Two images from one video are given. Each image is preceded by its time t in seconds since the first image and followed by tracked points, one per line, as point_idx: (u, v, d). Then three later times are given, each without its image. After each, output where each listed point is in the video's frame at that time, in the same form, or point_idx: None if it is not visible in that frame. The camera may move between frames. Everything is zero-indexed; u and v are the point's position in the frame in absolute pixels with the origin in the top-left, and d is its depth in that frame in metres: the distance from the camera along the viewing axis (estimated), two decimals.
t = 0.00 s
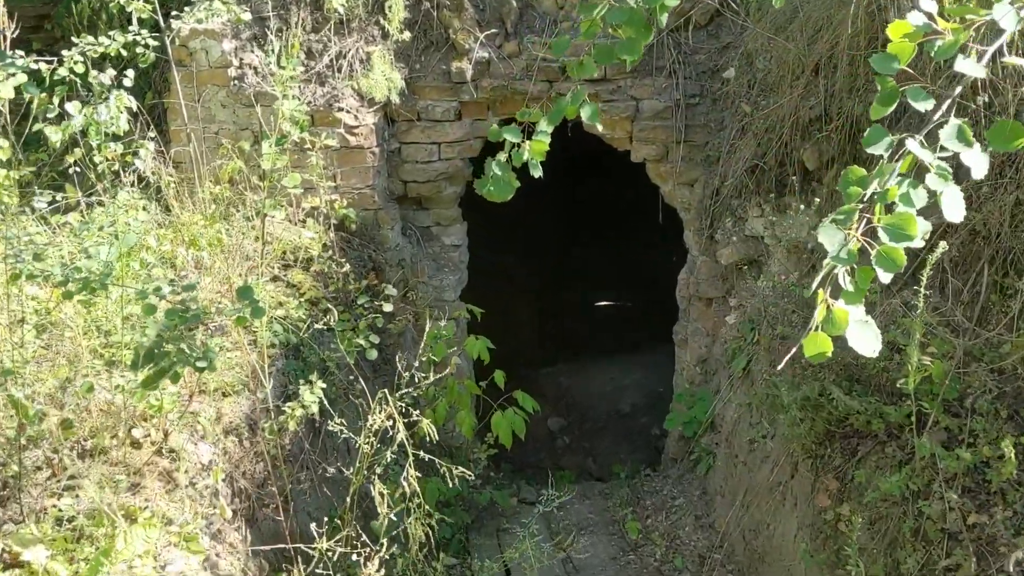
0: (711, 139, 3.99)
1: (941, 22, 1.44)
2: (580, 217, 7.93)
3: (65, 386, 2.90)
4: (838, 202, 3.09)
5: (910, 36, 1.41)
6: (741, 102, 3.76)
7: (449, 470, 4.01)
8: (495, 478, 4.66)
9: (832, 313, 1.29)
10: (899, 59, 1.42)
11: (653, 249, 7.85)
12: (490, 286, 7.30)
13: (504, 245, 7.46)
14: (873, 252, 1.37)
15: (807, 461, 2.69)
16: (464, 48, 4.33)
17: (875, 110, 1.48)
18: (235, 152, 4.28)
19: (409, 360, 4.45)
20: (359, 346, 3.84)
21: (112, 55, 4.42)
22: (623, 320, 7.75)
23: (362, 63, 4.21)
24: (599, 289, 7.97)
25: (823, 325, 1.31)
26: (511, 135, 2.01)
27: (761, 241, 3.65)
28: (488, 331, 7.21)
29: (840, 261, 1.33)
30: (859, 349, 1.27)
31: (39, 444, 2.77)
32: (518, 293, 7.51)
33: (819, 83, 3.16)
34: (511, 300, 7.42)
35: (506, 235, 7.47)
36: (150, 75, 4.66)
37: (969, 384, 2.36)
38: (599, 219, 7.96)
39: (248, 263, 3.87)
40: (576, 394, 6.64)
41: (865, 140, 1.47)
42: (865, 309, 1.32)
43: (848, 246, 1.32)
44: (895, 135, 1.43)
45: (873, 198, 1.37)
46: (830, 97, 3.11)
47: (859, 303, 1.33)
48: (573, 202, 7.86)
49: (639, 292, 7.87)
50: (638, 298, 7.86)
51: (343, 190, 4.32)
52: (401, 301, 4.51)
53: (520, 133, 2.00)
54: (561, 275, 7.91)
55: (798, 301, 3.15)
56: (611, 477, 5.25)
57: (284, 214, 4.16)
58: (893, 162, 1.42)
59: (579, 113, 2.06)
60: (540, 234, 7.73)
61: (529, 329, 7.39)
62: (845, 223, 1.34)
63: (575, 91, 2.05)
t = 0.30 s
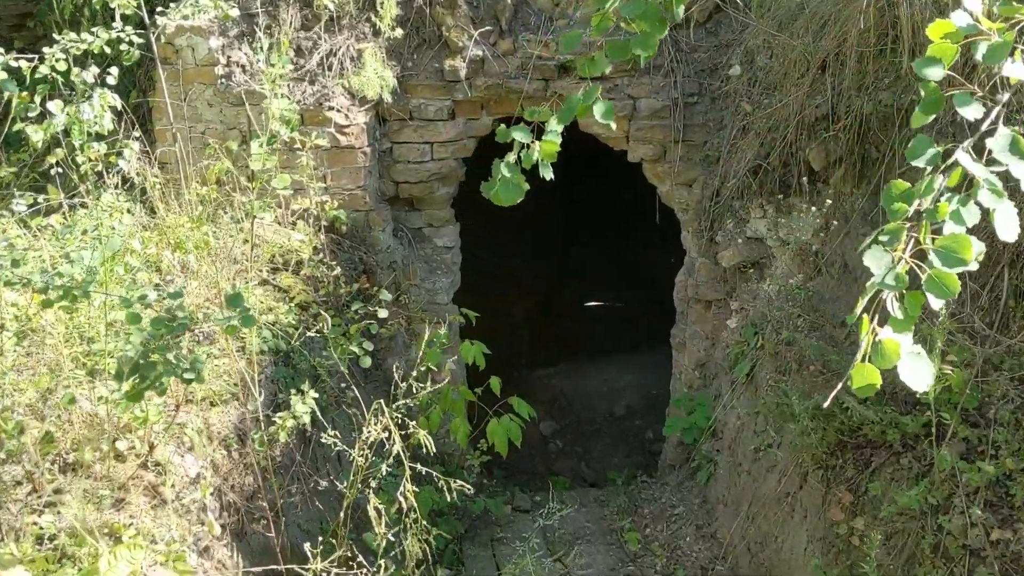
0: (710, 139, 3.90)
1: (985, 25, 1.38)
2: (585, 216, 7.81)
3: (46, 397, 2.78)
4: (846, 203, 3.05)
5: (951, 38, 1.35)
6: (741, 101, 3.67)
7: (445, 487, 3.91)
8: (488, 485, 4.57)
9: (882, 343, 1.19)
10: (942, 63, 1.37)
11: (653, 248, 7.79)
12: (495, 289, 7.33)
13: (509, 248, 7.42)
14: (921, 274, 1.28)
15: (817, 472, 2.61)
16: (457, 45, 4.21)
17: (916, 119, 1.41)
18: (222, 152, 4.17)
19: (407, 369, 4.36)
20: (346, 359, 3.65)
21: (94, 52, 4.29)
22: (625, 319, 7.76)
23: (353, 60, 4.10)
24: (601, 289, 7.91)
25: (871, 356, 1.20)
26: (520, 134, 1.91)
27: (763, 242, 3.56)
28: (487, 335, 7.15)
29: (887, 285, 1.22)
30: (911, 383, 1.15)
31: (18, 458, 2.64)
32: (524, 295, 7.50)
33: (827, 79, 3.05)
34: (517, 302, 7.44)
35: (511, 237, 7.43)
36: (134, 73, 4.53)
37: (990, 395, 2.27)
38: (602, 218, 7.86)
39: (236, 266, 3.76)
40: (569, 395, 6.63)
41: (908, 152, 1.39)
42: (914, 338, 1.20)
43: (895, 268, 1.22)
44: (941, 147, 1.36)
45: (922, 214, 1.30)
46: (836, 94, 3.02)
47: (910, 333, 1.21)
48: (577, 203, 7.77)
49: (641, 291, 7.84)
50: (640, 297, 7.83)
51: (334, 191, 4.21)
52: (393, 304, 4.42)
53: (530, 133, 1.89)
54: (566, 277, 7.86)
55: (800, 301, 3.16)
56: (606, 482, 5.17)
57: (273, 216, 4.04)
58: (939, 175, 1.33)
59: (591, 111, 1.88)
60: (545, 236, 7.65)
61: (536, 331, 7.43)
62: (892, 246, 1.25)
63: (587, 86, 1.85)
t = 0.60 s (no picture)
0: (707, 139, 3.79)
1: None
2: (587, 216, 7.68)
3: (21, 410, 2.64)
4: (853, 202, 3.00)
5: (1005, 28, 1.26)
6: (740, 99, 3.59)
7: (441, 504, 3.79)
8: (478, 493, 4.46)
9: (944, 368, 1.14)
10: (1000, 55, 1.26)
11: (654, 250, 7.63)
12: (497, 289, 7.45)
13: (511, 248, 7.50)
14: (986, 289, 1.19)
15: (828, 484, 2.55)
16: (447, 43, 4.09)
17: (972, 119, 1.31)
18: (205, 153, 4.04)
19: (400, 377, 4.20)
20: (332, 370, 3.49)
21: (72, 50, 4.15)
22: (622, 318, 7.84)
23: (340, 59, 3.98)
24: (602, 288, 7.91)
25: (933, 382, 1.15)
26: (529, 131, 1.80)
27: (764, 245, 3.48)
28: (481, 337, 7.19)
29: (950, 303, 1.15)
30: (977, 411, 1.11)
31: None
32: (524, 293, 7.65)
33: (834, 76, 2.99)
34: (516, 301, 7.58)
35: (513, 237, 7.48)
36: (113, 73, 4.39)
37: (1016, 405, 2.19)
38: (606, 218, 7.68)
39: (220, 271, 3.63)
40: (556, 398, 6.48)
41: (965, 154, 1.29)
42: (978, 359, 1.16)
43: (959, 283, 1.14)
44: (1001, 148, 1.26)
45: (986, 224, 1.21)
46: (844, 92, 2.96)
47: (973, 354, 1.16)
48: (581, 202, 7.60)
49: (639, 291, 7.82)
50: (637, 297, 7.83)
51: (321, 193, 4.09)
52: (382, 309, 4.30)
53: (540, 131, 1.78)
54: (567, 274, 7.87)
55: (802, 304, 3.11)
56: (599, 489, 5.08)
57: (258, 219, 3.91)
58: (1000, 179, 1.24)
59: (606, 106, 1.76)
60: (548, 236, 7.66)
61: (534, 329, 7.59)
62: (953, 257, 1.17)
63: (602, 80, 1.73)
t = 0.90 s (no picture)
0: (701, 137, 3.70)
1: None
2: (587, 215, 7.56)
3: None
4: (854, 203, 2.93)
5: None
6: (736, 97, 3.53)
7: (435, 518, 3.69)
8: (466, 500, 4.36)
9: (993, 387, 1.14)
10: None
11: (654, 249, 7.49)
12: (498, 289, 7.53)
13: (511, 248, 7.52)
14: None
15: (832, 493, 2.48)
16: (434, 39, 3.97)
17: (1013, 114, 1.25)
18: (185, 153, 3.92)
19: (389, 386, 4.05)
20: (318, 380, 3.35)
21: (46, 46, 4.00)
22: (623, 317, 7.76)
23: (325, 56, 3.87)
24: (601, 288, 7.81)
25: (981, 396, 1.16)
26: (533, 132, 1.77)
27: (760, 246, 3.41)
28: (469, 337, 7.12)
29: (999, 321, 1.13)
30: None
31: None
32: (526, 292, 7.70)
33: (834, 73, 2.95)
34: (518, 301, 7.62)
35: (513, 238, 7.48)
36: (89, 70, 4.25)
37: None
38: (604, 217, 7.55)
39: (201, 275, 3.52)
40: (545, 400, 6.40)
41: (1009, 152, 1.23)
42: None
43: (1009, 295, 1.12)
44: None
45: None
46: (846, 89, 2.91)
47: None
48: (581, 201, 7.47)
49: (640, 290, 7.72)
50: (638, 295, 7.73)
51: (304, 193, 3.97)
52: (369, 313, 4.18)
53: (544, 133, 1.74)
54: (569, 273, 7.80)
55: (801, 308, 3.03)
56: (589, 493, 5.01)
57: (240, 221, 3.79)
58: None
59: (614, 106, 1.71)
60: (548, 235, 7.63)
61: (536, 328, 7.61)
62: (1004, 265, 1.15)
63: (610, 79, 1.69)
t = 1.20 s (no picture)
0: (696, 134, 3.60)
1: None
2: (585, 215, 7.65)
3: None
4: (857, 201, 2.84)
5: None
6: (731, 92, 3.44)
7: (424, 531, 3.58)
8: (456, 507, 4.26)
9: None
10: None
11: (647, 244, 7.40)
12: (491, 289, 7.44)
13: (506, 248, 7.55)
14: None
15: (838, 503, 2.39)
16: (422, 33, 3.86)
17: None
18: (165, 151, 3.79)
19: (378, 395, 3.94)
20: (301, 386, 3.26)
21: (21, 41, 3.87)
22: (617, 317, 7.49)
23: (309, 50, 3.75)
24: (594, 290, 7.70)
25: None
26: (530, 128, 1.69)
27: (758, 246, 3.33)
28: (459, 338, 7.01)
29: None
30: None
31: None
32: (520, 293, 7.59)
33: (836, 66, 2.87)
34: (511, 300, 7.50)
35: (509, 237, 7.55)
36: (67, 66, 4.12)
37: None
38: (599, 215, 7.61)
39: (182, 277, 3.39)
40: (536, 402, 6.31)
41: None
42: None
43: None
44: None
45: None
46: (847, 83, 2.83)
47: None
48: (577, 200, 7.58)
49: (633, 289, 7.53)
50: (632, 294, 7.52)
51: (289, 192, 3.85)
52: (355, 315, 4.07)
53: (542, 129, 1.67)
54: (565, 274, 7.75)
55: (801, 310, 2.95)
56: (582, 498, 4.92)
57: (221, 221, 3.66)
58: None
59: (617, 100, 1.64)
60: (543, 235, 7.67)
61: (528, 327, 7.37)
62: None
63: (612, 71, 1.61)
